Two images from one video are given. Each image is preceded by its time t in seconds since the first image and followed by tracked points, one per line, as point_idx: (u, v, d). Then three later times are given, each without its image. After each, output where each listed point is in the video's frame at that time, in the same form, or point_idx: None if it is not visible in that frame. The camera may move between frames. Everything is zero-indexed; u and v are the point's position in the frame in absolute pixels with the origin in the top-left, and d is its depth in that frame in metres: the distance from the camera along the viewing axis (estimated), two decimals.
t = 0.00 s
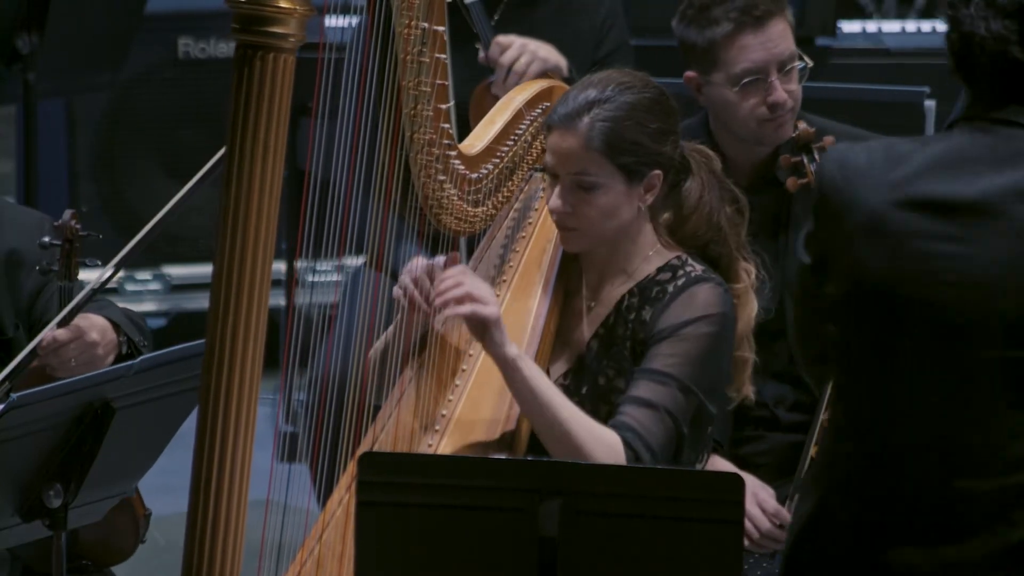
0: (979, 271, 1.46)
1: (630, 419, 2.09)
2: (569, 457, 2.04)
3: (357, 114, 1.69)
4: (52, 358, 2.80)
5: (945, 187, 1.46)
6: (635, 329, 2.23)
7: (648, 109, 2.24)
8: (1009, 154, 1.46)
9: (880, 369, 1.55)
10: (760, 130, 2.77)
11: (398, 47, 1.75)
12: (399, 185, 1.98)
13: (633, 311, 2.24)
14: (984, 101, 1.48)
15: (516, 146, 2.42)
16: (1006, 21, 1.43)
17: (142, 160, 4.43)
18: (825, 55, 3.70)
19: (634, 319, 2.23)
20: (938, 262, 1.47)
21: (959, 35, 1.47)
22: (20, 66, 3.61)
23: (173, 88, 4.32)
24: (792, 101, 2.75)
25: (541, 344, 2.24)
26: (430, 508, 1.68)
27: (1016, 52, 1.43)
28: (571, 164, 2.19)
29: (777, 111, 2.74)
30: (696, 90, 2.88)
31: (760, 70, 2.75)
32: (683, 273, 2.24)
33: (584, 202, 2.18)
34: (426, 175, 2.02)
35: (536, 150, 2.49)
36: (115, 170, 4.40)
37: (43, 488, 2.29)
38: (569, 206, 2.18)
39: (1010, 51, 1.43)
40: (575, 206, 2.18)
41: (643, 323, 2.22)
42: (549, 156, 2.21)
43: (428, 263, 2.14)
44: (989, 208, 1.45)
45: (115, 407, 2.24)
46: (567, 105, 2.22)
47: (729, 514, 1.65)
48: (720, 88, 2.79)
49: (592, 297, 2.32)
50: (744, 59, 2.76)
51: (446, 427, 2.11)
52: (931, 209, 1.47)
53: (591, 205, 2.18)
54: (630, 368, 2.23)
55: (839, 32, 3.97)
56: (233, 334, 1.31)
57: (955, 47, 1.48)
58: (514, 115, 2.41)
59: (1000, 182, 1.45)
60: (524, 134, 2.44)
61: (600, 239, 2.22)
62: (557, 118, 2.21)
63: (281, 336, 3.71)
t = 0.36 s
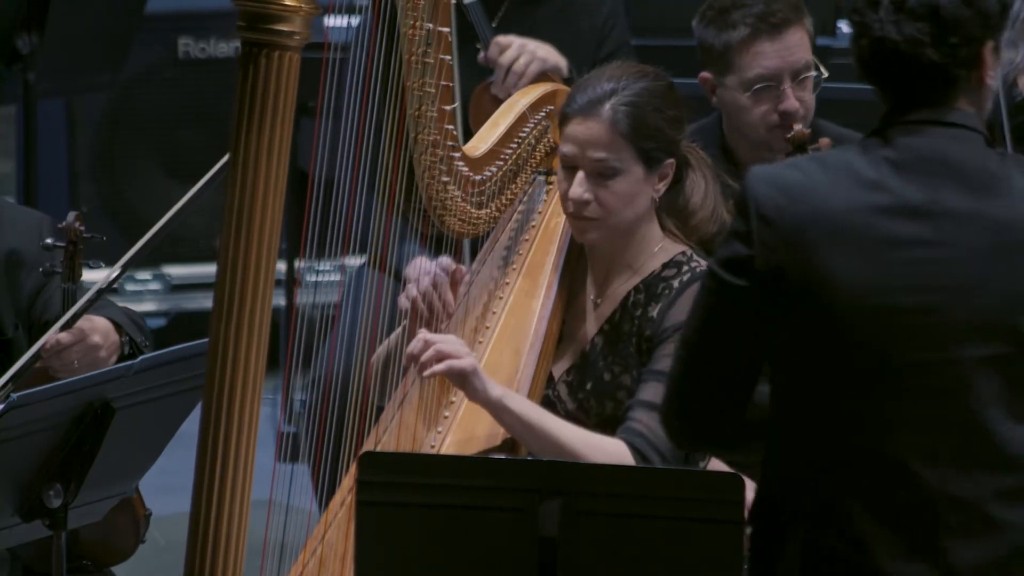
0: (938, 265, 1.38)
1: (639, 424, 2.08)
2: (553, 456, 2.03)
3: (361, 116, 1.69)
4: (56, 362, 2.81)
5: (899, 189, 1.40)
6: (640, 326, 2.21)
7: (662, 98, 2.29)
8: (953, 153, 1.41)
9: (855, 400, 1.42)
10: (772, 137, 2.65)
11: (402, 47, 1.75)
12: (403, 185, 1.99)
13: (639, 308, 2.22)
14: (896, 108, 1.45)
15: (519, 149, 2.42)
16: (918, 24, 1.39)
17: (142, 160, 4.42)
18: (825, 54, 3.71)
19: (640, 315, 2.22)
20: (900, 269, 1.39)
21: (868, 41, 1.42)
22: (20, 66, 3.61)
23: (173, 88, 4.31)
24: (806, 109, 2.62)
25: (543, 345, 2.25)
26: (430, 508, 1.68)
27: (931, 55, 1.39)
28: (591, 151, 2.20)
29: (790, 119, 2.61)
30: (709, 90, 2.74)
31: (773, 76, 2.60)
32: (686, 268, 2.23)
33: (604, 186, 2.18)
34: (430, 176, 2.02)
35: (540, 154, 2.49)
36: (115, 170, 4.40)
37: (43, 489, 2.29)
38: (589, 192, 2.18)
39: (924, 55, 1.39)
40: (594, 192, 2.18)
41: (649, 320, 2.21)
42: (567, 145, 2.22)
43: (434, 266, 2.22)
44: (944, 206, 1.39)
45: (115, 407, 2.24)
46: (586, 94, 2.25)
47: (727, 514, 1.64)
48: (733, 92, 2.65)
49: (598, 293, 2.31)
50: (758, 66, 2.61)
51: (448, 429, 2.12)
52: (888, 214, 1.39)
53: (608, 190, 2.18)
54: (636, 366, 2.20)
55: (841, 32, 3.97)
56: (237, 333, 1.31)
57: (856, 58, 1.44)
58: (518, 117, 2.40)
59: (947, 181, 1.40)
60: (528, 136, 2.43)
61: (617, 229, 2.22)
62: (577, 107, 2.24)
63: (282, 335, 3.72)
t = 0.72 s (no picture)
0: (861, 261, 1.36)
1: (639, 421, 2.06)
2: (553, 452, 2.03)
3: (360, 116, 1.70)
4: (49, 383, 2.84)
5: (824, 184, 1.37)
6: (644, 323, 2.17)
7: (667, 93, 2.32)
8: (880, 147, 1.37)
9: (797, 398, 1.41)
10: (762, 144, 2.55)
11: (400, 47, 1.75)
12: (402, 184, 1.99)
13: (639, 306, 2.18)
14: (825, 105, 1.42)
15: (518, 148, 2.42)
16: (846, 15, 1.36)
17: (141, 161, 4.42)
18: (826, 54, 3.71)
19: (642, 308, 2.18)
20: (824, 265, 1.36)
21: (797, 32, 1.38)
22: (20, 67, 3.61)
23: (173, 88, 4.31)
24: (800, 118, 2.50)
25: (543, 344, 2.24)
26: (428, 508, 1.68)
27: (857, 46, 1.36)
28: (608, 150, 2.22)
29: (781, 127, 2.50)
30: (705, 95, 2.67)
31: (765, 83, 2.51)
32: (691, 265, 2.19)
33: (618, 184, 2.20)
34: (429, 175, 2.02)
35: (538, 153, 2.52)
36: (115, 170, 4.40)
37: (43, 488, 2.28)
38: (605, 191, 2.18)
39: (850, 45, 1.36)
40: (609, 190, 2.19)
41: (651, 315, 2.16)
42: (580, 143, 2.24)
43: (435, 267, 2.23)
44: (868, 202, 1.36)
45: (115, 406, 2.24)
46: (597, 92, 2.27)
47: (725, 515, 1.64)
48: (725, 98, 2.57)
49: (600, 291, 2.29)
50: (749, 73, 2.52)
51: (447, 427, 2.12)
52: (811, 209, 1.37)
53: (622, 187, 2.19)
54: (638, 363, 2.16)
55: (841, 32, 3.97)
56: (236, 331, 1.31)
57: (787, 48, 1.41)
58: (517, 117, 2.40)
59: (872, 177, 1.37)
60: (526, 136, 2.44)
61: (632, 228, 2.21)
62: (589, 106, 2.25)
63: (281, 335, 3.72)
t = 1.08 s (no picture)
0: (815, 276, 1.33)
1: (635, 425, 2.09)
2: (555, 457, 2.04)
3: (357, 117, 1.70)
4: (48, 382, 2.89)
5: (784, 203, 1.36)
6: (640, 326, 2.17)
7: (660, 96, 2.32)
8: (842, 167, 1.36)
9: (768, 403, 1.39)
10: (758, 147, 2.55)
11: (400, 47, 1.75)
12: (400, 185, 1.99)
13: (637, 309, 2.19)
14: (812, 115, 1.41)
15: (518, 147, 2.42)
16: (836, 20, 1.34)
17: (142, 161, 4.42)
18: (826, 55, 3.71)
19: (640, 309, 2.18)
20: (779, 284, 1.35)
21: (787, 38, 1.37)
22: (21, 67, 3.62)
23: (174, 88, 4.31)
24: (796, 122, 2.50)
25: (543, 343, 2.24)
26: (427, 508, 1.68)
27: (846, 53, 1.34)
28: (604, 154, 2.22)
29: (777, 129, 2.50)
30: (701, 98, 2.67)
31: (761, 87, 2.51)
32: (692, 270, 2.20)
33: (615, 188, 2.20)
34: (428, 175, 2.02)
35: (537, 152, 2.50)
36: (115, 170, 4.38)
37: (43, 489, 2.28)
38: (603, 196, 2.18)
39: (840, 51, 1.34)
40: (607, 195, 2.18)
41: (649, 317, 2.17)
42: (578, 148, 2.23)
43: (435, 266, 2.22)
44: (820, 219, 1.34)
45: (115, 406, 2.24)
46: (591, 96, 2.26)
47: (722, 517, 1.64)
48: (721, 101, 2.56)
49: (597, 296, 2.28)
50: (744, 76, 2.52)
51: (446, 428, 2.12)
52: (770, 228, 1.36)
53: (620, 191, 2.19)
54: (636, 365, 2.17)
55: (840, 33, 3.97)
56: (236, 330, 1.30)
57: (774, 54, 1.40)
58: (515, 116, 2.40)
59: (829, 195, 1.35)
60: (526, 135, 2.44)
61: (629, 231, 2.21)
62: (584, 111, 2.25)
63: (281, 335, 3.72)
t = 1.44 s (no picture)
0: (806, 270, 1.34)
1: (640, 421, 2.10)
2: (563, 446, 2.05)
3: (357, 118, 1.71)
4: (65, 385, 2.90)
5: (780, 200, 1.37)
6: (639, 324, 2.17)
7: (661, 93, 2.32)
8: (834, 161, 1.37)
9: (768, 400, 1.39)
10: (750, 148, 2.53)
11: (399, 46, 1.75)
12: (400, 184, 1.99)
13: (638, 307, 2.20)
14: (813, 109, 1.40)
15: (518, 146, 2.43)
16: (879, 11, 1.34)
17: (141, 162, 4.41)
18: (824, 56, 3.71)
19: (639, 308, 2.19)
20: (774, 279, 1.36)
21: (823, 37, 1.35)
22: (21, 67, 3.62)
23: (173, 88, 4.31)
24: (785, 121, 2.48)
25: (542, 342, 2.24)
26: (427, 508, 1.68)
27: (888, 46, 1.34)
28: (606, 149, 2.22)
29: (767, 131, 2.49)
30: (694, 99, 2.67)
31: (750, 87, 2.50)
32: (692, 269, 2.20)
33: (616, 184, 2.20)
34: (427, 175, 2.02)
35: (536, 150, 2.50)
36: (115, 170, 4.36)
37: (43, 489, 2.29)
38: (604, 191, 2.18)
39: (881, 44, 1.34)
40: (609, 190, 2.19)
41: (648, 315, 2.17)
42: (579, 144, 2.24)
43: (435, 267, 2.22)
44: (812, 216, 1.34)
45: (115, 406, 2.24)
46: (594, 92, 2.27)
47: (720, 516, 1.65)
48: (713, 102, 2.56)
49: (597, 295, 2.28)
50: (734, 77, 2.51)
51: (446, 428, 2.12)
52: (765, 224, 1.37)
53: (622, 187, 2.20)
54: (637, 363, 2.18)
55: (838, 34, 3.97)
56: (235, 329, 1.30)
57: (800, 56, 1.38)
58: (515, 115, 2.40)
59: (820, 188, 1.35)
60: (525, 134, 2.43)
61: (630, 228, 2.22)
62: (586, 107, 2.25)
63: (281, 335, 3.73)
